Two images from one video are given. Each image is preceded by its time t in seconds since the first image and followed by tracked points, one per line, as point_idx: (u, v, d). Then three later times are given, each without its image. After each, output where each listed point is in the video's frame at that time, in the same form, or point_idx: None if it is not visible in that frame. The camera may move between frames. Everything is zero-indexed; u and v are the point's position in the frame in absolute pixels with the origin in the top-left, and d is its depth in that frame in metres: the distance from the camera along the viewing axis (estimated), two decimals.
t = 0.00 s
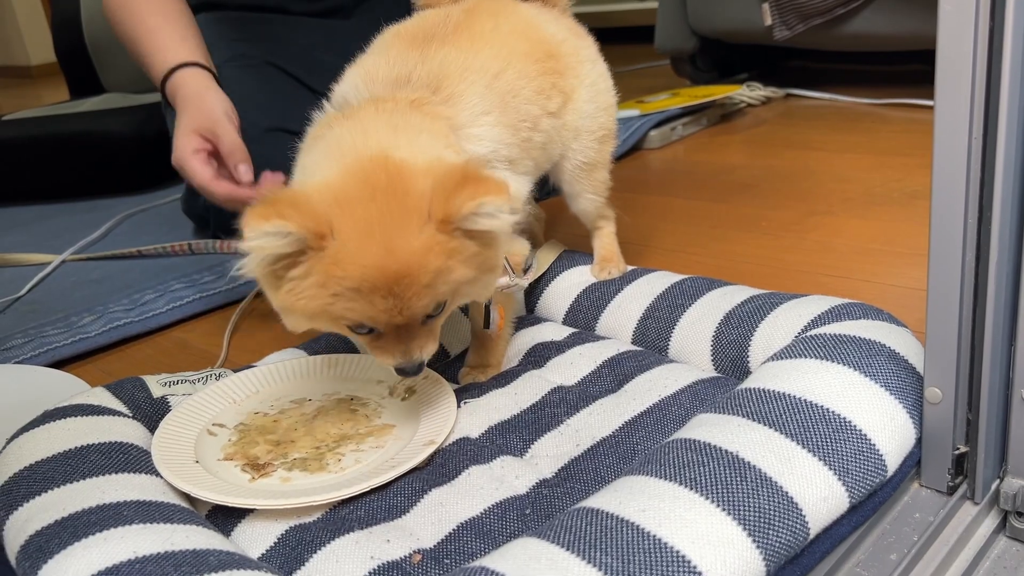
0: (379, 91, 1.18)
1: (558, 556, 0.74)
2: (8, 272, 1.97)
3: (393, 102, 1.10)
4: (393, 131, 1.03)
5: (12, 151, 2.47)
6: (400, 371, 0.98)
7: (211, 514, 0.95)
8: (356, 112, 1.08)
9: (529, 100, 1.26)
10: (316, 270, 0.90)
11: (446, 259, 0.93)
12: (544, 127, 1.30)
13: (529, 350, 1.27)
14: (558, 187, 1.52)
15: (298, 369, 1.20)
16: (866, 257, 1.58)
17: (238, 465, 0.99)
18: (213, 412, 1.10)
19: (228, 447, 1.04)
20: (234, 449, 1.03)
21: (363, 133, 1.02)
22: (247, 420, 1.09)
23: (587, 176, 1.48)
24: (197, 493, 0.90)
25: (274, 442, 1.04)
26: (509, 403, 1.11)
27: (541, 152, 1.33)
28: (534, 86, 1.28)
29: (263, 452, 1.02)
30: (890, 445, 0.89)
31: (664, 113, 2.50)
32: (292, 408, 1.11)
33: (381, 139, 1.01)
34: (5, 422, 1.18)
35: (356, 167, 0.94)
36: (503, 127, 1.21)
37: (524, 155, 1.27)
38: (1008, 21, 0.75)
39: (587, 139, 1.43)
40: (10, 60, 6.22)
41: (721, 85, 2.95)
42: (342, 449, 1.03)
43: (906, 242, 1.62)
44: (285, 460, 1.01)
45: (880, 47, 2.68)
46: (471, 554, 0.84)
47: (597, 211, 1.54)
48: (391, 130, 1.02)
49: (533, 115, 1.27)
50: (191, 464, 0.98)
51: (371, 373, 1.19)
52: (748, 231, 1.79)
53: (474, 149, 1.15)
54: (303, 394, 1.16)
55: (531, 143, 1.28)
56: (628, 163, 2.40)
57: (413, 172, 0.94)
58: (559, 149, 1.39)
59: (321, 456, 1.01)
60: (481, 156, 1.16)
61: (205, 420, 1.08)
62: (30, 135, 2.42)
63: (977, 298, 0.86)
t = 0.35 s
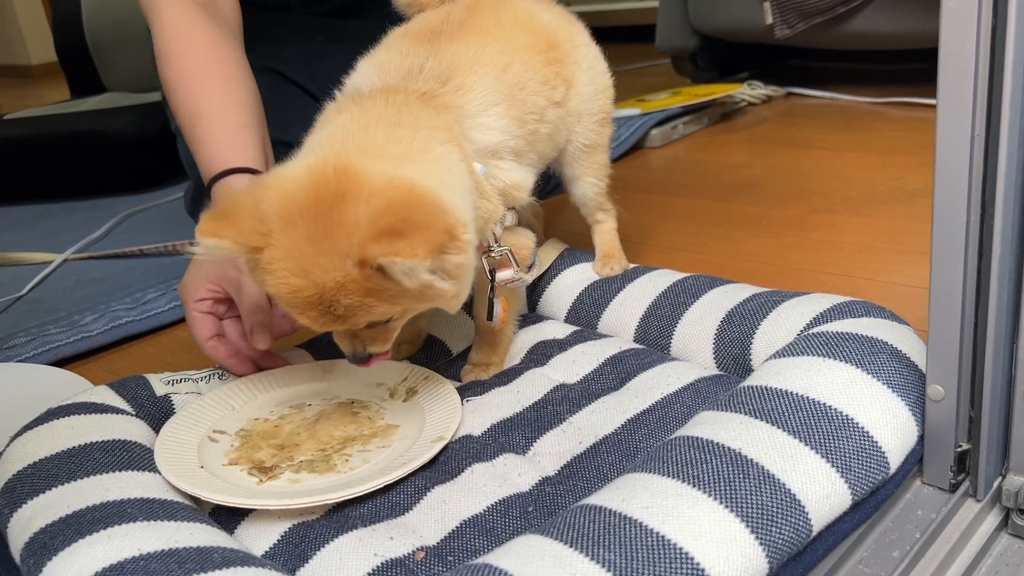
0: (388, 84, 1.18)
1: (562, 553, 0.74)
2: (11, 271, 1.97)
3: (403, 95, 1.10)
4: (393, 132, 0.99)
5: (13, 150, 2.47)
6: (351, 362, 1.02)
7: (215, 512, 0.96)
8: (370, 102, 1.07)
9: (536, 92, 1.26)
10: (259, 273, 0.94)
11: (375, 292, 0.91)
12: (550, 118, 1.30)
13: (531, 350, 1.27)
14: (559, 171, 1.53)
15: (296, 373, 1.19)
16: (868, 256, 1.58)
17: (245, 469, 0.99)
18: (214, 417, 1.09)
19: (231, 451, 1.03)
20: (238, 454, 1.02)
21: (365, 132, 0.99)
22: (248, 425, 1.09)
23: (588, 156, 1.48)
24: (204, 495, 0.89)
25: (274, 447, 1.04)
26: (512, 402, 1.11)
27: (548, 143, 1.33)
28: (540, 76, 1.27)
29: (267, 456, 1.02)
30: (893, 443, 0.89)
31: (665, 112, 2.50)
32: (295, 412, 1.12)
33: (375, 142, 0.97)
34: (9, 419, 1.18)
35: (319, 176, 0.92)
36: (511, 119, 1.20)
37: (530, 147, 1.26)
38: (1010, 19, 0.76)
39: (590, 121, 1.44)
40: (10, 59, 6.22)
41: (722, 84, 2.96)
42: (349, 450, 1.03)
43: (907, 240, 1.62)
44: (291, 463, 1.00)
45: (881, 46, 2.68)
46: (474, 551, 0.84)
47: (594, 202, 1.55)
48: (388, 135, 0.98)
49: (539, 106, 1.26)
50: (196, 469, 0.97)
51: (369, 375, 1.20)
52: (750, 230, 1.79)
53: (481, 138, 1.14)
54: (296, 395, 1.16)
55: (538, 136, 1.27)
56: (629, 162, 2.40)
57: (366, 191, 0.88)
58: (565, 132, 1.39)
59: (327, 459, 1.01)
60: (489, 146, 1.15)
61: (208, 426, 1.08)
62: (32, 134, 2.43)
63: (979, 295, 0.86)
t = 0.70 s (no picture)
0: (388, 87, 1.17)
1: (555, 551, 0.75)
2: (10, 270, 1.97)
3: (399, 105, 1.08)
4: (376, 143, 0.99)
5: (13, 150, 2.47)
6: (320, 365, 1.01)
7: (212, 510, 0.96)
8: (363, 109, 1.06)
9: (537, 89, 1.25)
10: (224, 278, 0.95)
11: (330, 304, 0.91)
12: (552, 113, 1.29)
13: (528, 348, 1.28)
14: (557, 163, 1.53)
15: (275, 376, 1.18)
16: (865, 256, 1.58)
17: (246, 475, 0.98)
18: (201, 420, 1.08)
19: (225, 456, 1.02)
20: (235, 459, 1.02)
21: (344, 141, 0.99)
22: (237, 428, 1.08)
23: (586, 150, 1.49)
24: (209, 503, 0.89)
25: (268, 450, 1.04)
26: (508, 401, 1.12)
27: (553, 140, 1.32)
28: (539, 73, 1.27)
29: (264, 458, 1.02)
30: (886, 442, 0.90)
31: (663, 111, 2.50)
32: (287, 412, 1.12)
33: (354, 151, 0.97)
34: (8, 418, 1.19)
35: (288, 184, 0.92)
36: (511, 124, 1.20)
37: (531, 149, 1.25)
38: (1002, 19, 0.76)
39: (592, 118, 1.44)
40: (10, 58, 6.23)
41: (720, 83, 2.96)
42: (347, 451, 1.03)
43: (904, 239, 1.63)
44: (287, 466, 1.00)
45: (879, 46, 2.69)
46: (469, 549, 0.84)
47: (593, 185, 1.56)
48: (368, 145, 0.98)
49: (540, 104, 1.26)
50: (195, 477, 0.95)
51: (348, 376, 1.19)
52: (747, 229, 1.80)
53: (477, 146, 1.14)
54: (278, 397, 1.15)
55: (539, 135, 1.27)
56: (628, 161, 2.41)
57: (328, 205, 0.88)
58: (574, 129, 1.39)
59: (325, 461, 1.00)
60: (485, 154, 1.15)
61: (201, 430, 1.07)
62: (31, 134, 2.43)
63: (972, 294, 0.86)
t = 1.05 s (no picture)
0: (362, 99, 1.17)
1: (541, 563, 0.75)
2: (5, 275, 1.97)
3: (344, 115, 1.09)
4: (310, 143, 1.01)
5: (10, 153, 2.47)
6: (257, 379, 1.01)
7: (201, 519, 0.96)
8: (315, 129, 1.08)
9: (500, 99, 1.25)
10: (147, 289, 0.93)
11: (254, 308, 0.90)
12: (518, 126, 1.28)
13: (520, 356, 1.28)
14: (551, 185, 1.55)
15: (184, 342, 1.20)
16: (858, 262, 1.59)
17: (218, 445, 1.03)
18: (143, 387, 1.09)
19: (185, 427, 1.06)
20: (205, 430, 1.06)
21: (275, 142, 1.00)
22: (178, 399, 1.11)
23: (576, 169, 1.49)
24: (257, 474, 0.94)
25: (224, 421, 1.08)
26: (498, 409, 1.12)
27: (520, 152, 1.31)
28: (502, 83, 1.26)
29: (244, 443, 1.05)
30: (874, 453, 0.90)
31: (659, 116, 2.51)
32: (215, 379, 1.16)
33: (285, 152, 0.99)
34: None
35: (211, 187, 0.93)
36: (464, 127, 1.18)
37: (493, 155, 1.23)
38: (988, 32, 0.76)
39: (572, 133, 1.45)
40: (9, 60, 6.23)
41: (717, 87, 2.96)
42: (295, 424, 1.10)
43: (897, 246, 1.63)
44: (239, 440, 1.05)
45: (875, 50, 2.69)
46: (457, 560, 0.85)
47: (595, 206, 1.57)
48: (302, 147, 1.00)
49: (501, 113, 1.25)
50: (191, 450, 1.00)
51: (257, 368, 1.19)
52: (741, 235, 1.80)
53: (428, 151, 1.14)
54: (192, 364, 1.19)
55: (502, 144, 1.25)
56: (623, 165, 2.41)
57: (247, 206, 0.89)
58: (545, 145, 1.40)
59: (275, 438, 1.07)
60: (437, 159, 1.14)
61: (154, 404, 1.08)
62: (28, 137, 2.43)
63: (960, 306, 0.87)
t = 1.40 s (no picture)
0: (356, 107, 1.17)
1: (538, 563, 0.75)
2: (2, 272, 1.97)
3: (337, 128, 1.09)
4: (307, 189, 1.00)
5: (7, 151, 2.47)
6: (284, 411, 1.03)
7: (198, 517, 0.96)
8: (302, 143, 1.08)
9: (490, 92, 1.24)
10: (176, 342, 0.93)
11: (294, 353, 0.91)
12: (509, 118, 1.28)
13: (518, 355, 1.28)
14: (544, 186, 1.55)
15: (141, 370, 1.14)
16: (856, 264, 1.59)
17: (226, 463, 1.01)
18: (123, 420, 1.04)
19: (184, 451, 1.02)
20: (207, 450, 1.03)
21: (270, 194, 0.99)
22: (162, 426, 1.06)
23: (565, 168, 1.49)
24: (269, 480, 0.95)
25: (219, 438, 1.06)
26: (496, 409, 1.12)
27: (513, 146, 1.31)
28: (492, 78, 1.26)
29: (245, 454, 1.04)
30: (872, 454, 0.90)
31: (658, 116, 2.51)
32: (191, 399, 1.12)
33: (286, 205, 0.97)
34: None
35: (230, 244, 0.92)
36: (455, 124, 1.18)
37: (486, 151, 1.23)
38: (987, 32, 0.76)
39: (561, 132, 1.45)
40: (8, 57, 6.23)
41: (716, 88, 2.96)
42: (288, 432, 1.09)
43: (895, 248, 1.63)
44: (244, 455, 1.03)
45: (874, 52, 2.69)
46: (454, 559, 0.84)
47: (587, 207, 1.57)
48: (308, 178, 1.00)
49: (492, 108, 1.24)
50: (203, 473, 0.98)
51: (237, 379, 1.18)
52: (740, 236, 1.80)
53: (419, 151, 1.13)
54: (160, 389, 1.13)
55: (493, 139, 1.25)
56: (621, 166, 2.41)
57: (274, 264, 0.89)
58: (536, 142, 1.40)
59: (277, 447, 1.05)
60: (429, 159, 1.14)
61: (143, 435, 1.04)
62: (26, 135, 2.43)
63: (958, 308, 0.87)
